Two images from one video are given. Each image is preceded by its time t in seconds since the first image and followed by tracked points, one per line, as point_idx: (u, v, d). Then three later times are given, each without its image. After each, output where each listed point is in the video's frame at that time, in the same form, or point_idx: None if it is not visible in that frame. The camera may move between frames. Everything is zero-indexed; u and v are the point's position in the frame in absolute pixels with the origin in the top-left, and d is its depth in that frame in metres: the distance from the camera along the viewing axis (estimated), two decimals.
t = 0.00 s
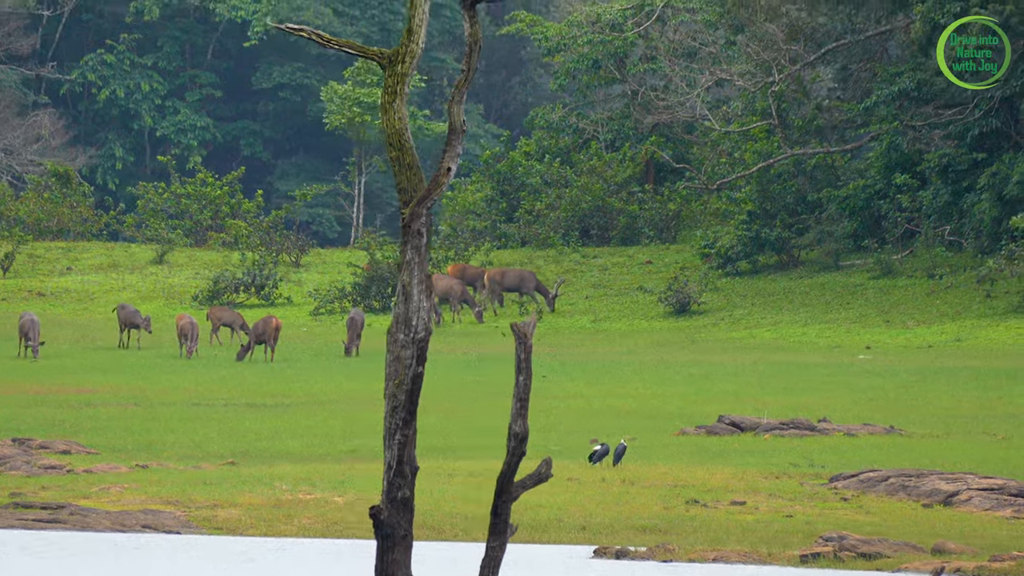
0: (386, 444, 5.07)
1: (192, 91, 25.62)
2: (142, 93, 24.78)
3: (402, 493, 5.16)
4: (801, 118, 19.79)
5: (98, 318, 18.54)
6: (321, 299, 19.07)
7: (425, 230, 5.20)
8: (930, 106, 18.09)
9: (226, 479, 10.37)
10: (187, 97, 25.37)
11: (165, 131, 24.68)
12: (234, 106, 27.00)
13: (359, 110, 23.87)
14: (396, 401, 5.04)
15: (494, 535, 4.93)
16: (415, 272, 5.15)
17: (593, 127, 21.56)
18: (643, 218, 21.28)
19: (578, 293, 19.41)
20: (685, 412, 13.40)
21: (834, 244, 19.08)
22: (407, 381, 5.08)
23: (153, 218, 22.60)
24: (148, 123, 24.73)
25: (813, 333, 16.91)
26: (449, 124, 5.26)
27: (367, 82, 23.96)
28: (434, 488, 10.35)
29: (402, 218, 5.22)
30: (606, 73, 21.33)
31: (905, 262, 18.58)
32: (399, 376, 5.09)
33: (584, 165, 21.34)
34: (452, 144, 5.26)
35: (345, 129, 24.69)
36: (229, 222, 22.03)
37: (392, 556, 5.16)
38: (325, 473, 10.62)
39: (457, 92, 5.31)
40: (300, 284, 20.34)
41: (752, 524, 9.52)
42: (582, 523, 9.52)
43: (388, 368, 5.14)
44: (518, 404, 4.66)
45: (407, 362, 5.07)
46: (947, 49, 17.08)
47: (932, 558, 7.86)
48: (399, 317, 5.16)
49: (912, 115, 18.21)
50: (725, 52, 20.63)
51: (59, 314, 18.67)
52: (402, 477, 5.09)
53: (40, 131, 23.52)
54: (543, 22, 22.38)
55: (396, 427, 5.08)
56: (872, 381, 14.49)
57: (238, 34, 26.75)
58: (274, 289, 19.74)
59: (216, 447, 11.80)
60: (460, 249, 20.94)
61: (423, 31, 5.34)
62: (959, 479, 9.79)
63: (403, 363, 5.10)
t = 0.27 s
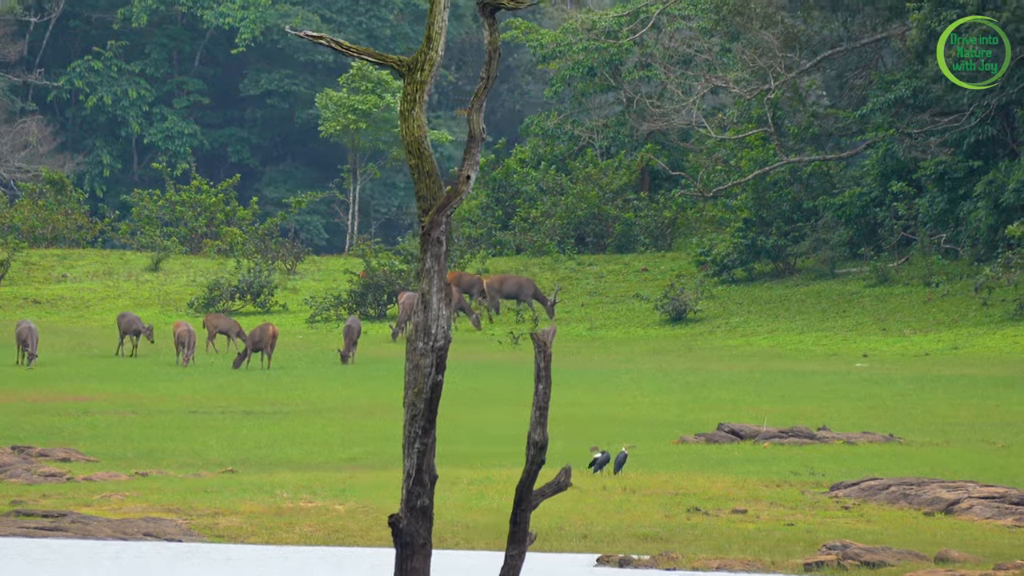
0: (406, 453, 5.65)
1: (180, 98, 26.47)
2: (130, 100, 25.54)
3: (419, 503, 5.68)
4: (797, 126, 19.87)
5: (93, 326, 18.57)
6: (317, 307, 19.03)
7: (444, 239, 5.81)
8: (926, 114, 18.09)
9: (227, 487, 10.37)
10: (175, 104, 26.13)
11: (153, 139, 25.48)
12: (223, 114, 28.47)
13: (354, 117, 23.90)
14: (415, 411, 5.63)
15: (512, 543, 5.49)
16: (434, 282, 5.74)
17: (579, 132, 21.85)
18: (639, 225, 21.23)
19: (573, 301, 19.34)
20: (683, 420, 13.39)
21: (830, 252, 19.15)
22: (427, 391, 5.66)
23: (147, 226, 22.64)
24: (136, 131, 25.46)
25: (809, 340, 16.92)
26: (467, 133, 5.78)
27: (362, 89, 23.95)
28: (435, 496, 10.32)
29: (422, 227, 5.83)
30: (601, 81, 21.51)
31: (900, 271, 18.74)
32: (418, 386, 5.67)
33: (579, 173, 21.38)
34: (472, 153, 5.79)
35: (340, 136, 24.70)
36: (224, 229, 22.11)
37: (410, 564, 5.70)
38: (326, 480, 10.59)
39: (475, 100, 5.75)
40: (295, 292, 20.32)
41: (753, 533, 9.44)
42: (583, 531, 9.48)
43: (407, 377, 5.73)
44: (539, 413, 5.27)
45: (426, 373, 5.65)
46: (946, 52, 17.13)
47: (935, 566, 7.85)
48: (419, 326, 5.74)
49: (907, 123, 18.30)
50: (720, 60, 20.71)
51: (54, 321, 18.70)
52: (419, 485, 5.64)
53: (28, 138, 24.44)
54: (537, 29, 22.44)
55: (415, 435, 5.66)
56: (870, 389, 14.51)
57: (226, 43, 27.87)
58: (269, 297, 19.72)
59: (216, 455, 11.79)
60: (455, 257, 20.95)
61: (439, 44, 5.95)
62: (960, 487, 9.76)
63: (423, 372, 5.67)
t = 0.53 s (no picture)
0: (426, 458, 5.80)
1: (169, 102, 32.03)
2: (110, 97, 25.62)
3: (438, 507, 5.83)
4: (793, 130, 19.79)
5: (90, 330, 18.62)
6: (314, 312, 18.96)
7: (463, 244, 5.98)
8: (923, 119, 18.20)
9: (229, 492, 10.38)
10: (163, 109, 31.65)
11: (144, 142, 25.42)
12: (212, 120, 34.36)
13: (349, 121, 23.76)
14: (435, 415, 5.77)
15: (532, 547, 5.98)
16: (453, 287, 5.89)
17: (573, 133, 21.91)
18: (635, 230, 21.23)
19: (569, 305, 19.33)
20: (682, 424, 13.36)
21: (825, 256, 19.19)
22: (446, 396, 5.80)
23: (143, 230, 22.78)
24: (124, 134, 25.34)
25: (806, 345, 16.93)
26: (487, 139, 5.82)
27: (356, 93, 23.94)
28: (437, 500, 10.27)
29: (442, 232, 5.98)
30: (597, 84, 21.84)
31: (897, 274, 18.86)
32: (438, 391, 5.80)
33: (575, 177, 21.43)
34: (491, 155, 5.83)
35: (335, 140, 24.69)
36: (220, 233, 22.19)
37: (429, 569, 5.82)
38: (329, 484, 10.58)
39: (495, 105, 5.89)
40: (291, 297, 20.32)
41: (755, 538, 9.38)
42: (584, 536, 9.44)
43: (427, 382, 5.87)
44: (559, 422, 5.84)
45: (447, 378, 5.79)
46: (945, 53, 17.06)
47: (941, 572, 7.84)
48: (438, 331, 5.88)
49: (904, 128, 18.33)
50: (717, 63, 20.72)
51: (49, 325, 18.73)
52: (439, 490, 5.80)
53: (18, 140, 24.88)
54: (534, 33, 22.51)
55: (435, 441, 5.80)
56: (868, 394, 14.53)
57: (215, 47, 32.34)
58: (265, 301, 19.73)
59: (216, 460, 11.79)
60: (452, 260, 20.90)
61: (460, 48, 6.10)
62: (962, 493, 9.74)
63: (442, 377, 5.82)
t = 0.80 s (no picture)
0: (446, 460, 5.95)
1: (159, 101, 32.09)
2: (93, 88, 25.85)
3: (460, 510, 5.99)
4: (792, 131, 19.79)
5: (88, 331, 18.66)
6: (312, 313, 19.00)
7: (485, 245, 6.07)
8: (920, 119, 18.27)
9: (232, 493, 10.38)
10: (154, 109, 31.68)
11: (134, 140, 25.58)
12: (201, 119, 34.35)
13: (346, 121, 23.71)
14: (455, 418, 5.91)
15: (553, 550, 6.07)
16: (475, 289, 6.00)
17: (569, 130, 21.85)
18: (633, 230, 21.19)
19: (568, 307, 19.34)
20: (682, 425, 13.35)
21: (824, 258, 19.25)
22: (467, 400, 5.92)
23: (140, 231, 22.89)
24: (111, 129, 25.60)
25: (805, 347, 16.94)
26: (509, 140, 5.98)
27: (354, 93, 23.91)
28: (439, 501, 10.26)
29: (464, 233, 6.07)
30: (595, 85, 21.76)
31: (896, 276, 18.90)
32: (459, 395, 5.92)
33: (573, 178, 21.39)
34: (513, 156, 5.97)
35: (332, 141, 24.69)
36: (217, 233, 22.21)
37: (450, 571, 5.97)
38: (332, 486, 10.57)
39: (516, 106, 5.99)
40: (289, 298, 20.33)
41: (759, 539, 9.37)
42: (588, 538, 9.41)
43: (449, 384, 5.99)
44: (580, 422, 5.88)
45: (468, 380, 5.90)
46: (945, 54, 17.06)
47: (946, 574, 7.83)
48: (461, 332, 5.99)
49: (902, 128, 18.38)
50: (715, 64, 20.68)
51: (47, 326, 18.76)
52: (460, 494, 5.94)
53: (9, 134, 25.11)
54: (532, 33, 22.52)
55: (456, 444, 5.94)
56: (867, 396, 14.54)
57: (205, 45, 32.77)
58: (264, 302, 19.74)
59: (217, 462, 11.79)
60: (450, 262, 20.88)
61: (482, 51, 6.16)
62: (965, 495, 9.73)
63: (463, 380, 5.92)
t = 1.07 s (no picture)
0: (471, 459, 5.93)
1: (152, 100, 32.01)
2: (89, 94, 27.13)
3: (482, 510, 5.98)
4: (791, 130, 19.82)
5: (88, 330, 18.67)
6: (312, 312, 18.98)
7: (509, 246, 6.12)
8: (921, 119, 18.32)
9: (237, 492, 10.37)
10: (147, 107, 31.64)
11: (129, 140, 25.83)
12: (195, 118, 34.41)
13: (346, 119, 23.70)
14: (481, 417, 5.92)
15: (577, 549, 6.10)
16: (498, 288, 6.05)
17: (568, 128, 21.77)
18: (633, 229, 21.23)
19: (569, 306, 19.32)
20: (685, 424, 13.34)
21: (824, 257, 19.27)
22: (491, 398, 5.97)
23: (140, 229, 22.92)
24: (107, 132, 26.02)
25: (805, 346, 16.94)
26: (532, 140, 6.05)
27: (353, 92, 23.88)
28: (444, 500, 10.25)
29: (488, 231, 6.11)
30: (595, 83, 21.76)
31: (896, 275, 18.94)
32: (483, 393, 5.96)
33: (573, 177, 21.38)
34: (538, 155, 6.03)
35: (332, 140, 24.68)
36: (217, 232, 22.22)
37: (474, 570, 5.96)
38: (338, 485, 10.57)
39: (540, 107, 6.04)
40: (289, 296, 20.32)
41: (764, 539, 9.37)
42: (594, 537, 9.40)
43: (473, 382, 6.03)
44: (603, 421, 5.96)
45: (493, 380, 5.94)
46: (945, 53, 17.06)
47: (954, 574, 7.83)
48: (483, 332, 6.06)
49: (903, 127, 18.44)
50: (715, 63, 20.68)
51: (48, 325, 18.76)
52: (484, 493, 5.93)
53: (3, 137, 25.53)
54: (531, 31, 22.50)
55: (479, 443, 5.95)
56: (870, 395, 14.55)
57: (196, 43, 33.18)
58: (264, 301, 19.74)
59: (221, 460, 11.79)
60: (450, 261, 20.85)
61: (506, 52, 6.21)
62: (971, 494, 9.74)
63: (488, 379, 5.98)
